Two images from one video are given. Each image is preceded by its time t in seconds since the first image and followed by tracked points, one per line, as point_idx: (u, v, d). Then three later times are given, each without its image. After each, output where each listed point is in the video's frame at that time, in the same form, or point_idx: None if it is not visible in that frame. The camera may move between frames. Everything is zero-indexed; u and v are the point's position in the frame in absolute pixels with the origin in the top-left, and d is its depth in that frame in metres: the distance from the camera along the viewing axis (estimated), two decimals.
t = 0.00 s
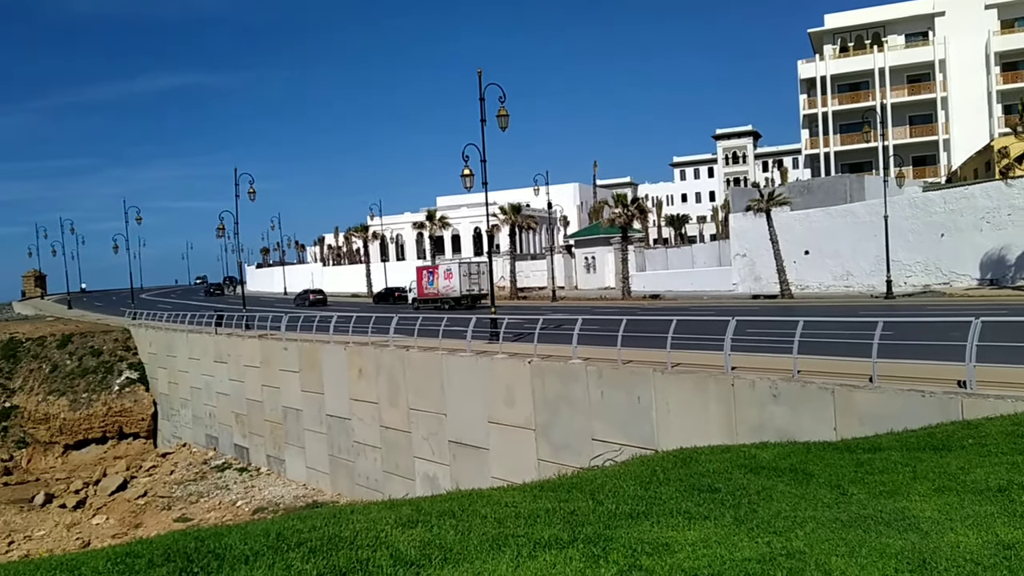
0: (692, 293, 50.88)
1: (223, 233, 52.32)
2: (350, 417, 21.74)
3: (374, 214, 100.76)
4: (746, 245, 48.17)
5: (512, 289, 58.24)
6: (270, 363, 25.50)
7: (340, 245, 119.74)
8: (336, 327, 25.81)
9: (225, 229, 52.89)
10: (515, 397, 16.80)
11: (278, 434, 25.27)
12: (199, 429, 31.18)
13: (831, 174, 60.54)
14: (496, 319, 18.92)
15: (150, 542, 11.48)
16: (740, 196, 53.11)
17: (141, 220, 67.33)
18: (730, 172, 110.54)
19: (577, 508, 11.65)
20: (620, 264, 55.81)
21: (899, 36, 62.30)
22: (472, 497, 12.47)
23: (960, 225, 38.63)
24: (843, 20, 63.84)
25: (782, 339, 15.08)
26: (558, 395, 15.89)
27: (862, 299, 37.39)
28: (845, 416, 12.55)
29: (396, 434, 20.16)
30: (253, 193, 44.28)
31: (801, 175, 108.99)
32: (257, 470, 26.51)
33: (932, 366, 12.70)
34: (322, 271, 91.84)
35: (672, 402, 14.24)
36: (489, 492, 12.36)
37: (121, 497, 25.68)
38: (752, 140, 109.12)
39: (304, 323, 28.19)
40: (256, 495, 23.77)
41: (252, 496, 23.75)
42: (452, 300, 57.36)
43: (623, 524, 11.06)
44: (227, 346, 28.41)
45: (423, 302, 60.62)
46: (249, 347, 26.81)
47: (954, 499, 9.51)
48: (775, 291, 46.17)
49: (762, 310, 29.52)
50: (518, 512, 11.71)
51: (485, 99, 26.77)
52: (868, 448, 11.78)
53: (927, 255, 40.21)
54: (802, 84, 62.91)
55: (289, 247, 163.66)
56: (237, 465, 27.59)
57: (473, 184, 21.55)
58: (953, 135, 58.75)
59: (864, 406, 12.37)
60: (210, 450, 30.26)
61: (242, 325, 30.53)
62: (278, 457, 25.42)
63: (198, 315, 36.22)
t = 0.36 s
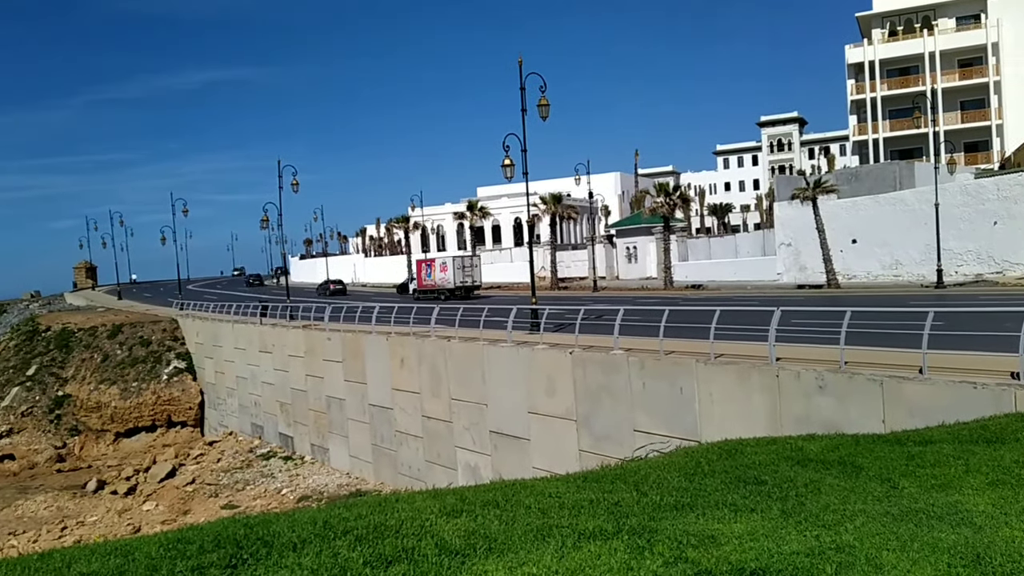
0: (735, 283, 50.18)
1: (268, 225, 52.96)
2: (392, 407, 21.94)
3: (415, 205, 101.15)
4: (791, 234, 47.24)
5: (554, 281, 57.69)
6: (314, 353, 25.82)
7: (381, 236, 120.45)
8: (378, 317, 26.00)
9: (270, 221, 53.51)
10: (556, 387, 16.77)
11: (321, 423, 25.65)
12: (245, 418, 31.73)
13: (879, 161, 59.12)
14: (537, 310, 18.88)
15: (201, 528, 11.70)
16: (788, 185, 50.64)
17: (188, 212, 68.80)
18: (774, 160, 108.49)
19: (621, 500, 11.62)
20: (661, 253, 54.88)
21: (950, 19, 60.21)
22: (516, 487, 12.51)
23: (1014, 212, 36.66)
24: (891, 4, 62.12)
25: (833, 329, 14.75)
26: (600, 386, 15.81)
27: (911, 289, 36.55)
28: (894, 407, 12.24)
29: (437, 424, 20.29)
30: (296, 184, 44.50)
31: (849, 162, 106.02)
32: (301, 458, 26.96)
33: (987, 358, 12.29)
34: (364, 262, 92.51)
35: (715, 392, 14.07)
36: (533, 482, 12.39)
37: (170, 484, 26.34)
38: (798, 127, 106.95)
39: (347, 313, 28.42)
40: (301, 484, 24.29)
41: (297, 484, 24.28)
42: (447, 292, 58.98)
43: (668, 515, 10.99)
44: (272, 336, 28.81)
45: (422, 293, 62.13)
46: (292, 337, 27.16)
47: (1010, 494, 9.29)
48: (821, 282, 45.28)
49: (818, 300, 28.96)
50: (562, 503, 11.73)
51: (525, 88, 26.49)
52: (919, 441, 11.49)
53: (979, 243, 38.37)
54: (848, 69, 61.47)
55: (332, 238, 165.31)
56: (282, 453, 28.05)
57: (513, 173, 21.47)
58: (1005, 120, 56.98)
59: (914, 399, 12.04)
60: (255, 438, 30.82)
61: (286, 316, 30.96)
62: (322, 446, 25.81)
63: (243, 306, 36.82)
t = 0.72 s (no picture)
0: (771, 275, 49.59)
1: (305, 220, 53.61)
2: (427, 399, 22.12)
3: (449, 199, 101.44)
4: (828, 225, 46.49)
5: (587, 273, 57.63)
6: (350, 346, 26.12)
7: (416, 230, 121.10)
8: (413, 311, 26.19)
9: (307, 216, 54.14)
10: (590, 380, 16.78)
11: (358, 415, 25.97)
12: (283, 410, 32.21)
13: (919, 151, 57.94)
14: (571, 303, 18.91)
15: (244, 517, 11.92)
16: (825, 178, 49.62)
17: (227, 207, 69.88)
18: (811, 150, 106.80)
19: (658, 492, 11.62)
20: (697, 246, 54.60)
21: (993, 5, 58.83)
22: (551, 479, 12.61)
23: None
24: None
25: (874, 321, 14.58)
26: (635, 379, 15.78)
27: (951, 280, 35.88)
28: (935, 400, 12.01)
29: (472, 416, 20.43)
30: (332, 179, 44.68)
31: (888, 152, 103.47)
32: (338, 450, 27.35)
33: None
34: (399, 256, 93.15)
35: (752, 385, 13.97)
36: (569, 475, 12.43)
37: (211, 475, 26.99)
38: (835, 117, 105.09)
39: (383, 307, 28.67)
40: (338, 475, 24.70)
41: (335, 475, 24.70)
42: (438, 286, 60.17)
43: (705, 509, 10.96)
44: (309, 329, 29.18)
45: (423, 287, 64.43)
46: (330, 330, 27.49)
47: None
48: (860, 273, 44.48)
49: (864, 292, 28.51)
50: (598, 495, 11.77)
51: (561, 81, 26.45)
52: (961, 434, 11.28)
53: None
54: (887, 58, 60.38)
55: (366, 232, 166.62)
56: (320, 445, 28.46)
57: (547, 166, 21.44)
58: None
59: (955, 392, 11.79)
60: (294, 430, 31.28)
61: (323, 309, 31.33)
62: (359, 437, 26.13)
63: (283, 300, 37.56)
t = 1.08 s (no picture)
0: (814, 266, 49.05)
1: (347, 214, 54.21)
2: (467, 390, 22.25)
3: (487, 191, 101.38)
4: (875, 215, 45.69)
5: (627, 266, 57.07)
6: (391, 338, 26.35)
7: (454, 223, 121.84)
8: (453, 303, 26.30)
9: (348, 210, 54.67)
10: (630, 372, 16.71)
11: (399, 406, 26.23)
12: (326, 401, 32.64)
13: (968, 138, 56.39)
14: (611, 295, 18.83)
15: (290, 507, 12.09)
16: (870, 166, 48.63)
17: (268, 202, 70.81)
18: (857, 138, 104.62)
19: (702, 485, 11.58)
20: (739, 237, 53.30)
21: None
22: (592, 471, 12.68)
23: None
24: None
25: (924, 314, 14.22)
26: (676, 371, 15.67)
27: (1001, 271, 34.99)
28: (984, 393, 11.57)
29: (512, 408, 20.51)
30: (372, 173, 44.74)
31: (936, 139, 100.42)
32: (380, 441, 27.69)
33: None
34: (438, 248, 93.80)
35: (796, 377, 13.75)
36: (612, 467, 12.46)
37: (256, 465, 27.60)
38: (881, 104, 102.73)
39: (422, 299, 28.81)
40: (380, 466, 25.07)
41: (377, 466, 25.08)
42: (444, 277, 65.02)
43: (750, 502, 10.87)
44: (351, 322, 29.50)
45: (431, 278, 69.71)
46: (371, 322, 27.76)
47: None
48: (908, 263, 43.65)
49: (919, 282, 27.90)
50: (641, 487, 11.77)
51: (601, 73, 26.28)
52: (1014, 428, 10.91)
53: None
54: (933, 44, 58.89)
55: (406, 225, 168.07)
56: (362, 436, 28.82)
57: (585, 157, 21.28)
58: None
59: (1006, 384, 11.31)
60: (336, 420, 31.70)
61: (365, 302, 31.65)
62: (400, 429, 26.39)
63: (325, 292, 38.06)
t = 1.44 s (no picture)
0: (876, 253, 46.51)
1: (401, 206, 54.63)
2: (521, 380, 22.37)
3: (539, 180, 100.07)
4: (939, 200, 43.89)
5: (681, 255, 55.81)
6: (445, 328, 26.59)
7: (507, 213, 122.22)
8: (507, 293, 26.39)
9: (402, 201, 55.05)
10: (685, 362, 16.59)
11: (453, 396, 26.49)
12: (382, 390, 33.11)
13: None
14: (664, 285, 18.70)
15: (351, 495, 12.33)
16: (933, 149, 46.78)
17: (324, 195, 71.65)
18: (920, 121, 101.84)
19: (764, 476, 11.47)
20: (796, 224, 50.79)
21: None
22: (651, 461, 12.75)
23: None
24: None
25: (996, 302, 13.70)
26: (732, 360, 15.51)
27: None
28: None
29: (566, 398, 20.55)
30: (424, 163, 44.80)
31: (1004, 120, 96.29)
32: (435, 430, 28.04)
33: None
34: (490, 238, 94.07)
35: (856, 367, 13.43)
36: (670, 458, 12.49)
37: (315, 453, 28.27)
38: (945, 85, 99.58)
39: (476, 290, 28.94)
40: (436, 454, 25.46)
41: (432, 455, 25.49)
42: (471, 266, 68.95)
43: (813, 494, 10.70)
44: (405, 312, 29.86)
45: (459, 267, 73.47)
46: (425, 312, 28.05)
47: None
48: (974, 249, 42.05)
49: (988, 269, 27.08)
50: (701, 478, 11.75)
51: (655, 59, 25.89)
52: None
53: None
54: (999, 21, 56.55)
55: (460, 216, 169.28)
56: (417, 425, 29.21)
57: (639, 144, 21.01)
58: None
59: None
60: (392, 409, 32.15)
61: (419, 293, 31.96)
62: (454, 418, 26.66)
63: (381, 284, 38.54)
